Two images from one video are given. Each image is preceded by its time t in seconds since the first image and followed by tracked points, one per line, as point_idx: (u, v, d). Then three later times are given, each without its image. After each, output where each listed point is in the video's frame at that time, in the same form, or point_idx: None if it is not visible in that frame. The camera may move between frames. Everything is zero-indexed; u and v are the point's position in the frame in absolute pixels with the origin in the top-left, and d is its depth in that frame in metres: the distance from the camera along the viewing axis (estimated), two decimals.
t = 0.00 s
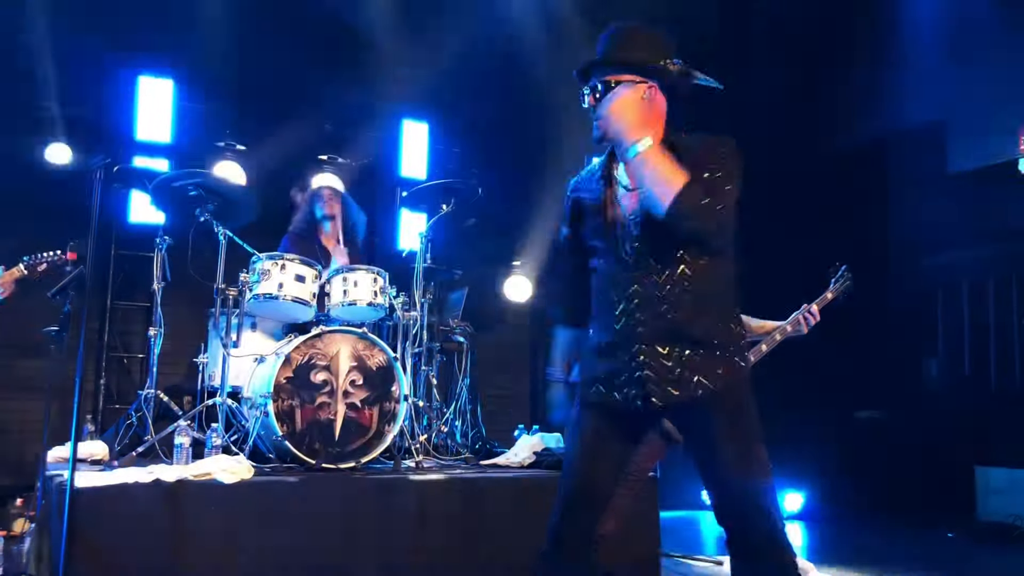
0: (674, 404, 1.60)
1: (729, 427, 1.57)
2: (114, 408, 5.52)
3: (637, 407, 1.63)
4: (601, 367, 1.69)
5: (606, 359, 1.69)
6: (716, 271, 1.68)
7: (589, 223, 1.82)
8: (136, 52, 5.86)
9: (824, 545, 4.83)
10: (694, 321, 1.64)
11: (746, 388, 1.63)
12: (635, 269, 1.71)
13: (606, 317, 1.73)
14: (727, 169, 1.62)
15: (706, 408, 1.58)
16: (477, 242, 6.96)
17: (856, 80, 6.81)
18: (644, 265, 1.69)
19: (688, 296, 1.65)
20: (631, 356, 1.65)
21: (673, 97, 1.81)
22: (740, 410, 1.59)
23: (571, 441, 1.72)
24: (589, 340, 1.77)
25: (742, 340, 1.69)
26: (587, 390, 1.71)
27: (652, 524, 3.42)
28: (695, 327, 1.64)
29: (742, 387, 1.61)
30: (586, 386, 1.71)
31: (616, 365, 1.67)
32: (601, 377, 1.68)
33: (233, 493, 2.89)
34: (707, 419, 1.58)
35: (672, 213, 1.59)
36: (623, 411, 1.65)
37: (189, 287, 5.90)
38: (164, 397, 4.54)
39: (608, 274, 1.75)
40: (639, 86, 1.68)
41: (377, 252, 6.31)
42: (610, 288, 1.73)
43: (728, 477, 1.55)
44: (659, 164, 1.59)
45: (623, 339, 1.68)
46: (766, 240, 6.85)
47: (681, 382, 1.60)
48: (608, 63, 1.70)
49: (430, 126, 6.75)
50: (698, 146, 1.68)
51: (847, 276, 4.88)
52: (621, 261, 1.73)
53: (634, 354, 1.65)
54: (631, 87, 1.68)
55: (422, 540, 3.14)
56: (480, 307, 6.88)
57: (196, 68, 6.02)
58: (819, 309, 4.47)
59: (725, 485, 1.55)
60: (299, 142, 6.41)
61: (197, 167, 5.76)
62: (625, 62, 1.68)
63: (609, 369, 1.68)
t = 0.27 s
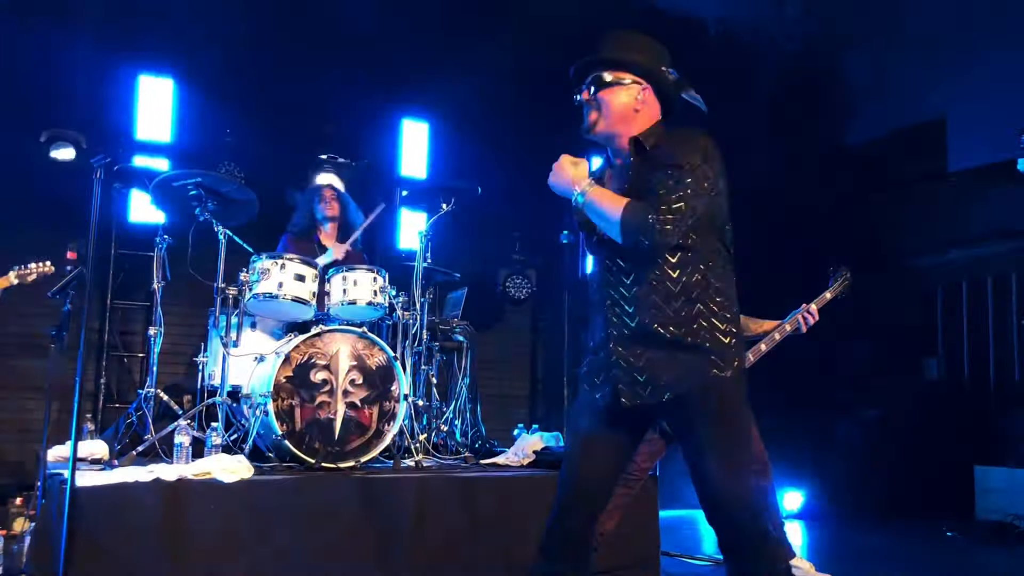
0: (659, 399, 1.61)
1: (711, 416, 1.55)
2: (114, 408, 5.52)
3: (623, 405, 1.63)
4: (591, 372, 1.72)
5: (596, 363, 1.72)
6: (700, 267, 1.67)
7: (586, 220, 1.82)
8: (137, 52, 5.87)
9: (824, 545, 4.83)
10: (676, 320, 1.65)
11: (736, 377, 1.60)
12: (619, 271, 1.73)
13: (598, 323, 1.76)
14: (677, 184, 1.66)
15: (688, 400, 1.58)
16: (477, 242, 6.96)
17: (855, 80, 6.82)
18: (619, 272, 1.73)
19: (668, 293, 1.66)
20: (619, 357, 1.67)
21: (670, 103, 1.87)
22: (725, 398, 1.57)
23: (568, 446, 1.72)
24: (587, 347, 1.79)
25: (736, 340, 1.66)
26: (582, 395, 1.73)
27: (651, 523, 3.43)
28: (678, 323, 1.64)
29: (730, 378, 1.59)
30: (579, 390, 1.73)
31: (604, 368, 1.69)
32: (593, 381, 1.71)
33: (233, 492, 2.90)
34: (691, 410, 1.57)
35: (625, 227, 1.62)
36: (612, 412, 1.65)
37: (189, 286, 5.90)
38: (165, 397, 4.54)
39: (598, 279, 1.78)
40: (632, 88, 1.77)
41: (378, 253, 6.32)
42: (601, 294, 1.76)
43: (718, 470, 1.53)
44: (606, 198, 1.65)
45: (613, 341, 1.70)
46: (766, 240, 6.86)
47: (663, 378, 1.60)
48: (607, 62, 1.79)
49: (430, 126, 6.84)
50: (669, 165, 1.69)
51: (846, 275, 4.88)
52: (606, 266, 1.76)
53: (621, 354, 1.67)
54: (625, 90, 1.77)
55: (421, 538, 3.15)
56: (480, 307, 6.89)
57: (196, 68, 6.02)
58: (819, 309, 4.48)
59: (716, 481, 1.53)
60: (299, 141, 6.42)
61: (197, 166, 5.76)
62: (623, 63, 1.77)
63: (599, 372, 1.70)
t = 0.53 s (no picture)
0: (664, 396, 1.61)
1: (718, 413, 1.56)
2: (115, 406, 5.53)
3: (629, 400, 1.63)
4: (596, 366, 1.71)
5: (601, 358, 1.71)
6: (708, 264, 1.67)
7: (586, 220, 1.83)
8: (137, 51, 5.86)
9: (824, 542, 4.84)
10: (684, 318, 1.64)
11: (740, 376, 1.61)
12: (624, 266, 1.72)
13: (601, 317, 1.75)
14: (699, 183, 1.62)
15: (695, 396, 1.58)
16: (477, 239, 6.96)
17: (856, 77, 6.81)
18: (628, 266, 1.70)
19: (676, 289, 1.65)
20: (626, 353, 1.67)
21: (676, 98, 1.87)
22: (731, 397, 1.57)
23: (571, 440, 1.72)
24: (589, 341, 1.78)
25: (739, 339, 1.67)
26: (585, 391, 1.72)
27: (652, 520, 3.43)
28: (686, 320, 1.64)
29: (733, 377, 1.60)
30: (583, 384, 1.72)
31: (609, 363, 1.68)
32: (597, 375, 1.70)
33: (234, 490, 2.90)
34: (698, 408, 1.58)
35: (647, 225, 1.57)
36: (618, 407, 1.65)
37: (189, 284, 5.90)
38: (166, 394, 4.54)
39: (601, 273, 1.77)
40: (647, 87, 1.77)
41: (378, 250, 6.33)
42: (604, 288, 1.75)
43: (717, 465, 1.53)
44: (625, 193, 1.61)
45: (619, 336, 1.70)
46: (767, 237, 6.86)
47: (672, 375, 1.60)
48: (619, 62, 1.77)
49: (430, 124, 6.82)
50: (689, 161, 1.66)
51: (846, 272, 4.88)
52: (611, 259, 1.74)
53: (628, 349, 1.67)
54: (641, 89, 1.77)
55: (422, 536, 3.15)
56: (481, 305, 6.89)
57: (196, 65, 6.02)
58: (819, 306, 4.48)
59: (715, 479, 1.53)
60: (299, 139, 6.42)
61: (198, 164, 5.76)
62: (633, 63, 1.76)
63: (604, 367, 1.70)
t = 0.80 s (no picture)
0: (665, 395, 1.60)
1: (719, 408, 1.54)
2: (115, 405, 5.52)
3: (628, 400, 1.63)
4: (596, 365, 1.70)
5: (600, 357, 1.70)
6: (708, 261, 1.66)
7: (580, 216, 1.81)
8: (136, 49, 5.85)
9: (826, 539, 4.83)
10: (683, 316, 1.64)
11: (738, 373, 1.61)
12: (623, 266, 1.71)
13: (600, 315, 1.74)
14: (712, 180, 1.61)
15: (694, 393, 1.57)
16: (477, 237, 6.95)
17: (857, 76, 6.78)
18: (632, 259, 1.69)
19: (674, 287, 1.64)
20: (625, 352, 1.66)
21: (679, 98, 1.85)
22: (733, 393, 1.56)
23: (571, 437, 1.71)
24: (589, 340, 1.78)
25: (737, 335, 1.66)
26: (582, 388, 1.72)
27: (653, 517, 3.42)
28: (685, 317, 1.63)
29: (732, 373, 1.59)
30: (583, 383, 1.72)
31: (609, 362, 1.68)
32: (597, 374, 1.69)
33: (235, 489, 2.90)
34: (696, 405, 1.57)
35: (663, 220, 1.55)
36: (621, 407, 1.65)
37: (189, 283, 5.90)
38: (167, 393, 4.53)
39: (598, 272, 1.76)
40: (650, 79, 1.76)
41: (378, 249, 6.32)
42: (602, 287, 1.75)
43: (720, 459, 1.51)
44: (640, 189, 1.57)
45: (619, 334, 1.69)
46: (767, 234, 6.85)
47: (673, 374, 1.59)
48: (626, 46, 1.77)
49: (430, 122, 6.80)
50: (697, 158, 1.65)
51: (847, 268, 4.86)
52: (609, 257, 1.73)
53: (627, 348, 1.66)
54: (641, 81, 1.76)
55: (423, 534, 3.14)
56: (481, 302, 6.88)
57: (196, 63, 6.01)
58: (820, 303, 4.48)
59: (716, 474, 1.51)
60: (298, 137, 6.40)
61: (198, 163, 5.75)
62: (641, 51, 1.76)
63: (604, 366, 1.69)
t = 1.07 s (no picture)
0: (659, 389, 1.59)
1: (712, 407, 1.54)
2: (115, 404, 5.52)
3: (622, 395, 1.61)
4: (587, 359, 1.68)
5: (591, 350, 1.68)
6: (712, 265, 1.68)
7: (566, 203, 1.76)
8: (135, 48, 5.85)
9: (826, 536, 4.84)
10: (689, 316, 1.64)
11: (729, 370, 1.62)
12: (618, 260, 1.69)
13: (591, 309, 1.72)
14: (732, 191, 1.62)
15: (689, 389, 1.57)
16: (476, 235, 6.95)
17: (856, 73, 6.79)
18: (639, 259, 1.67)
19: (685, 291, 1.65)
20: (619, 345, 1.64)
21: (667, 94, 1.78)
22: (724, 390, 1.56)
23: (563, 433, 1.70)
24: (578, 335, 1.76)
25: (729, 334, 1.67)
26: (574, 382, 1.70)
27: (653, 514, 3.43)
28: (680, 315, 1.63)
29: (724, 371, 1.60)
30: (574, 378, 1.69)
31: (601, 355, 1.65)
32: (587, 369, 1.67)
33: (234, 488, 2.90)
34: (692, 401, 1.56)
35: (701, 247, 1.53)
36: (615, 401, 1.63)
37: (189, 282, 5.90)
38: (166, 392, 4.53)
39: (590, 266, 1.74)
40: (644, 78, 1.67)
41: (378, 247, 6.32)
42: (594, 282, 1.73)
43: (718, 457, 1.51)
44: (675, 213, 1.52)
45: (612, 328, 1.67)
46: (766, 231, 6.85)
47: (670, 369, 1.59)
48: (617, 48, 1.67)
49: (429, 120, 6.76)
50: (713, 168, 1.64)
51: (847, 265, 4.87)
52: (602, 251, 1.71)
53: (620, 341, 1.64)
54: (638, 83, 1.67)
55: (423, 532, 3.15)
56: (481, 300, 6.88)
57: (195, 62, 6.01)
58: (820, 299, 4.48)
59: (712, 472, 1.51)
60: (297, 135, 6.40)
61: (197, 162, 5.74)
62: (633, 50, 1.66)
63: (595, 361, 1.67)
